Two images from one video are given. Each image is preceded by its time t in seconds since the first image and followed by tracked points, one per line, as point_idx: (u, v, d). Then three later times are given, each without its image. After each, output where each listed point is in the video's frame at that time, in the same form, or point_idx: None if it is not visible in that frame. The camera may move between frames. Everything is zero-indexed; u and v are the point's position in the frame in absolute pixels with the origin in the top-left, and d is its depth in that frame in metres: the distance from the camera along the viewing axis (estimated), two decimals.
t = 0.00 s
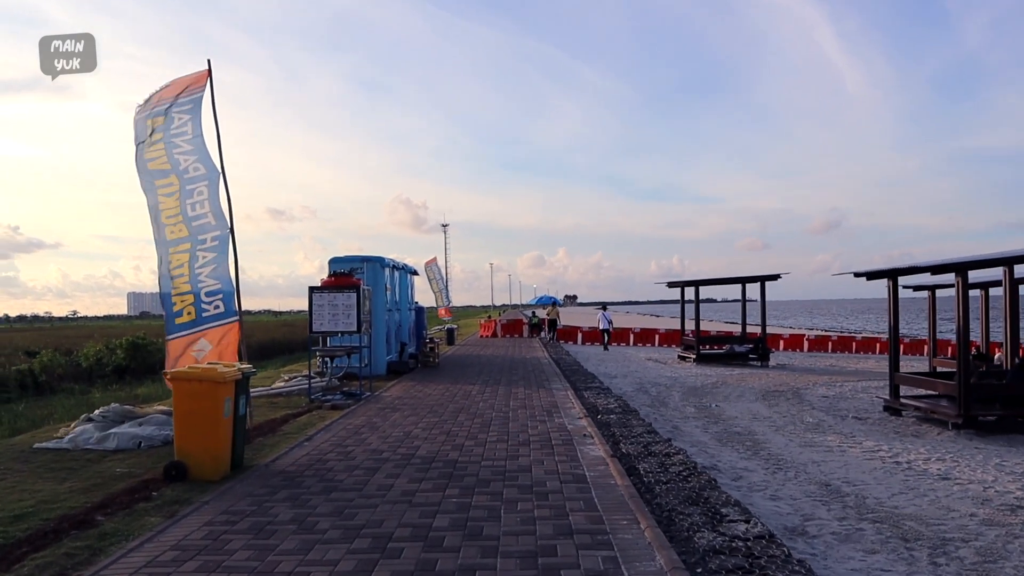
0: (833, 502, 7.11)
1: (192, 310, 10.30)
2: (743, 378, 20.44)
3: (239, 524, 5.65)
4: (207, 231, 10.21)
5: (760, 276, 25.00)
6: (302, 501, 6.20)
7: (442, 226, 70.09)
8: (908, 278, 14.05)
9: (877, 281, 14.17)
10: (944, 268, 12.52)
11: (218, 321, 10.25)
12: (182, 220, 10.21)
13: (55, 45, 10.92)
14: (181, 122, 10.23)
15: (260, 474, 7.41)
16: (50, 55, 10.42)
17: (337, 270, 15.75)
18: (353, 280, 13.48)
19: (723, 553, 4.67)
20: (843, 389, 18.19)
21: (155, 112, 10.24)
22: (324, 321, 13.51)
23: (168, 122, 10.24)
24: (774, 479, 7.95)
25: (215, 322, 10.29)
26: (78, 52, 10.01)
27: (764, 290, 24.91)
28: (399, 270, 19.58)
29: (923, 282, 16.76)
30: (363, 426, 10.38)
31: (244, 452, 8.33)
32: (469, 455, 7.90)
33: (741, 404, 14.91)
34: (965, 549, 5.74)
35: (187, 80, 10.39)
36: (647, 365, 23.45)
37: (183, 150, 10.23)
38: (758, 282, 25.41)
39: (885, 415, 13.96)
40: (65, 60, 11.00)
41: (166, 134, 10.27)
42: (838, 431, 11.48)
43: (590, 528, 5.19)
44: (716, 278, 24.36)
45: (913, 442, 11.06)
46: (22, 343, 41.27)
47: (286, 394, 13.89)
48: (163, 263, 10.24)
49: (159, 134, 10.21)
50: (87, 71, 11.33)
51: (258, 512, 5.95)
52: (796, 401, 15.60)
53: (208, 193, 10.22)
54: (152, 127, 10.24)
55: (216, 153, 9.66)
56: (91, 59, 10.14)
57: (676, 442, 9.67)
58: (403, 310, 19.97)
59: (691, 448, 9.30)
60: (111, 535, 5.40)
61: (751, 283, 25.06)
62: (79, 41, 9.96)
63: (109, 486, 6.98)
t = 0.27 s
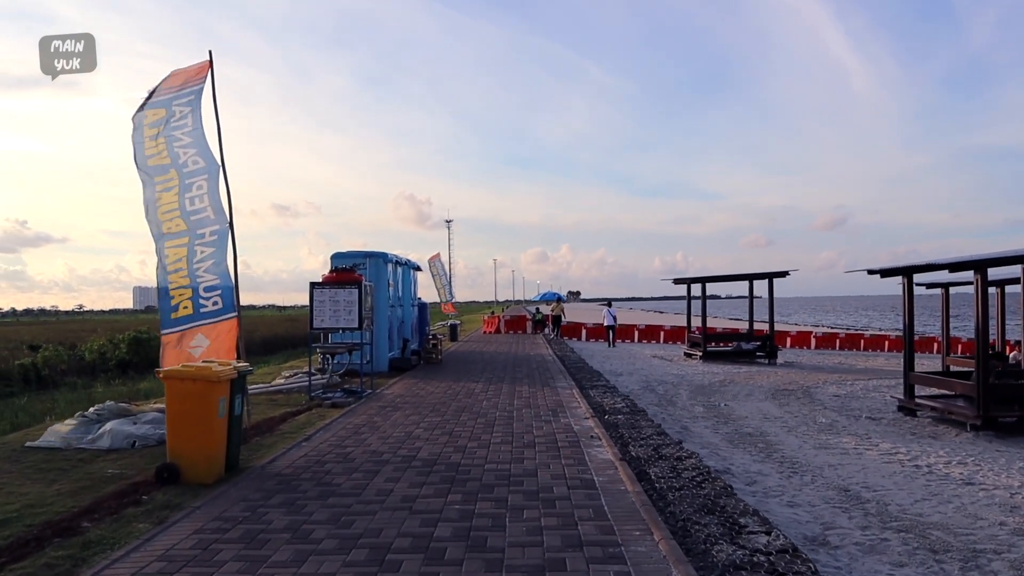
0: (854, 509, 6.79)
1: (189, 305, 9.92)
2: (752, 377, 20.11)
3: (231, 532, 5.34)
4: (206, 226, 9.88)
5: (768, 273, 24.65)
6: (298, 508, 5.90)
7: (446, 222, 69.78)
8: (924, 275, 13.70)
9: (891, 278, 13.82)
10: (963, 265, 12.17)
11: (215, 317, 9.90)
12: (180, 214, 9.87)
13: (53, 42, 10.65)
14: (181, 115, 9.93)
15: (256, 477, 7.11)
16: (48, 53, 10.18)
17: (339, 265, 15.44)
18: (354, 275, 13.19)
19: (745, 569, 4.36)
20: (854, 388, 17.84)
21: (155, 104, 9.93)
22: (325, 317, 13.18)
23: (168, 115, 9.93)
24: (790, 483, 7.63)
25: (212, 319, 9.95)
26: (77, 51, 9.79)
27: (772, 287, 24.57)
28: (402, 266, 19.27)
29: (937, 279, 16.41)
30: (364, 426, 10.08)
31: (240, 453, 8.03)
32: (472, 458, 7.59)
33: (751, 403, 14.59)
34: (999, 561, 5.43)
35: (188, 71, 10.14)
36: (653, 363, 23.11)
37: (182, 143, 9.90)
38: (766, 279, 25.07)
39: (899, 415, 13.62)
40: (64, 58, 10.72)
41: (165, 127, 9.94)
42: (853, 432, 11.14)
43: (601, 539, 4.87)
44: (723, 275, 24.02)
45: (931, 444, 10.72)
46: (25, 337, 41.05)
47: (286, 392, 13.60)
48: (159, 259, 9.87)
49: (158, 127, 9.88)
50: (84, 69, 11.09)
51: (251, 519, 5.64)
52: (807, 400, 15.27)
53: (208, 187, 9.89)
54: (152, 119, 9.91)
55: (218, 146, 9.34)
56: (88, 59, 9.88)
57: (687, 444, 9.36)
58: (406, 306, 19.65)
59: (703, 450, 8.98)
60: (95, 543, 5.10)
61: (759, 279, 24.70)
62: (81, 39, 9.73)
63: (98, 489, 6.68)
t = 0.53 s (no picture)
0: (869, 517, 6.53)
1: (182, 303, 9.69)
2: (757, 376, 19.84)
3: (219, 543, 5.09)
4: (199, 222, 9.65)
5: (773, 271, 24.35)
6: (290, 517, 5.64)
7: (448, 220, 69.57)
8: (935, 275, 13.41)
9: (902, 277, 13.53)
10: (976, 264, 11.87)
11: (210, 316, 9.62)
12: (173, 211, 9.64)
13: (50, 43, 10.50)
14: (174, 108, 9.65)
15: (248, 484, 6.85)
16: (48, 53, 10.04)
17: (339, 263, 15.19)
18: (354, 273, 12.96)
19: None
20: (861, 389, 17.56)
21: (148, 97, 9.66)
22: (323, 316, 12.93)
23: (161, 109, 9.66)
24: (802, 490, 7.36)
25: (207, 317, 9.69)
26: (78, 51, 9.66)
27: (777, 286, 24.28)
28: (403, 264, 19.01)
29: (947, 278, 16.11)
30: (362, 428, 9.82)
31: (233, 457, 7.78)
32: (472, 462, 7.33)
33: (758, 404, 14.32)
34: None
35: (181, 62, 9.82)
36: (656, 362, 22.85)
37: (175, 137, 9.64)
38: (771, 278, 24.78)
39: (909, 417, 13.33)
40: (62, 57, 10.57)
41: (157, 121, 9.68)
42: (863, 435, 10.87)
43: (609, 552, 4.60)
44: (728, 273, 23.73)
45: (943, 447, 10.44)
46: (26, 335, 40.86)
47: (284, 392, 13.34)
48: (151, 256, 9.64)
49: (151, 121, 9.63)
50: (83, 70, 10.96)
51: (241, 529, 5.39)
52: (814, 401, 14.99)
53: (202, 183, 9.66)
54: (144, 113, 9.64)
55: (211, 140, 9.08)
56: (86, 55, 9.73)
57: (694, 447, 9.10)
58: (406, 304, 19.40)
59: (710, 454, 8.71)
60: (75, 555, 4.85)
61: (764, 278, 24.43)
62: (81, 41, 9.60)
63: (84, 496, 6.43)
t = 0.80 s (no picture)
0: (885, 528, 6.22)
1: (170, 303, 9.55)
2: (762, 377, 19.53)
3: (197, 556, 4.81)
4: (189, 218, 9.43)
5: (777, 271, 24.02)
6: (275, 528, 5.36)
7: (449, 219, 69.33)
8: (945, 273, 13.08)
9: (910, 276, 13.20)
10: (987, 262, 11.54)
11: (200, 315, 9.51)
12: (161, 206, 9.41)
13: (51, 46, 10.44)
14: (163, 100, 9.39)
15: (234, 491, 6.57)
16: (48, 54, 9.96)
17: (335, 261, 14.91)
18: (350, 273, 12.75)
19: None
20: (868, 391, 17.23)
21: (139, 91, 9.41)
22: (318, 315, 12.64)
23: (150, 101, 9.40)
24: (813, 498, 7.05)
25: (196, 316, 9.55)
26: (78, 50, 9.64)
27: (781, 286, 23.94)
28: (402, 263, 18.73)
29: (955, 278, 15.78)
30: (356, 431, 9.52)
31: (221, 462, 7.50)
32: (470, 470, 7.03)
33: (764, 407, 14.00)
34: None
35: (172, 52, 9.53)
36: (659, 363, 22.53)
37: (164, 130, 9.39)
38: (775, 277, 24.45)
39: (918, 420, 13.01)
40: (62, 58, 10.51)
41: (145, 114, 9.42)
42: (873, 439, 10.56)
43: (612, 570, 4.30)
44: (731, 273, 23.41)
45: (956, 450, 10.12)
46: (25, 333, 40.66)
47: (279, 393, 13.06)
48: (138, 253, 9.43)
49: (139, 113, 9.37)
50: (83, 71, 10.86)
51: (222, 541, 5.11)
52: (821, 403, 14.68)
53: (191, 177, 9.41)
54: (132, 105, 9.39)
55: (201, 133, 8.84)
56: (87, 51, 9.66)
57: (700, 453, 8.80)
58: (406, 304, 19.13)
59: (717, 461, 8.40)
60: (42, 568, 4.56)
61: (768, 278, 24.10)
62: (82, 41, 9.53)
63: (62, 502, 6.15)
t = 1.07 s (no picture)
0: (898, 540, 5.96)
1: (159, 305, 9.29)
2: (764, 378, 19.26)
3: (175, 572, 4.56)
4: (178, 218, 9.19)
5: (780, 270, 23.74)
6: (259, 541, 5.11)
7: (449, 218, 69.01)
8: (952, 274, 12.81)
9: (916, 277, 12.93)
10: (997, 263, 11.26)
11: (189, 316, 9.29)
12: (149, 207, 9.14)
13: (50, 45, 10.27)
14: (151, 98, 9.15)
15: (220, 500, 6.32)
16: (48, 55, 9.75)
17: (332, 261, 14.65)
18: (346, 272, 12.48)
19: None
20: (873, 392, 16.97)
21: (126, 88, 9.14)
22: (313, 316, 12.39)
23: (137, 100, 9.15)
24: (822, 507, 6.79)
25: (185, 318, 9.32)
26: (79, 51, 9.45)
27: (784, 285, 23.68)
28: (400, 262, 18.47)
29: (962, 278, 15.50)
30: (351, 435, 9.27)
31: (209, 469, 7.26)
32: (465, 477, 6.77)
33: (767, 409, 13.75)
34: None
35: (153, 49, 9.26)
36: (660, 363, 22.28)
37: (152, 128, 9.13)
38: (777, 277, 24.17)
39: (925, 423, 12.75)
40: (65, 60, 10.35)
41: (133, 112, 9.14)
42: (881, 443, 10.30)
43: None
44: (734, 272, 23.13)
45: (965, 455, 9.86)
46: (24, 333, 40.33)
47: (274, 395, 12.82)
48: (124, 255, 9.11)
49: (126, 111, 9.10)
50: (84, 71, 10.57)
51: (203, 555, 4.86)
52: (826, 405, 14.42)
53: (181, 177, 9.17)
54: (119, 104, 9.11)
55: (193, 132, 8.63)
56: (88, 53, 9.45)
57: (704, 458, 8.54)
58: (405, 303, 18.89)
59: (722, 467, 8.14)
60: None
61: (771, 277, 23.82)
62: (81, 40, 9.32)
63: (41, 512, 5.91)
